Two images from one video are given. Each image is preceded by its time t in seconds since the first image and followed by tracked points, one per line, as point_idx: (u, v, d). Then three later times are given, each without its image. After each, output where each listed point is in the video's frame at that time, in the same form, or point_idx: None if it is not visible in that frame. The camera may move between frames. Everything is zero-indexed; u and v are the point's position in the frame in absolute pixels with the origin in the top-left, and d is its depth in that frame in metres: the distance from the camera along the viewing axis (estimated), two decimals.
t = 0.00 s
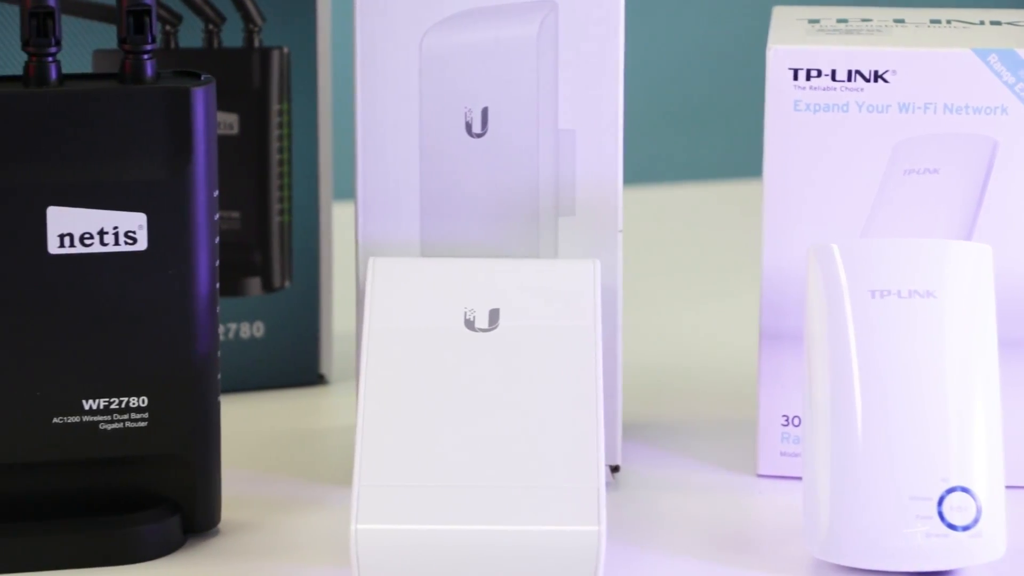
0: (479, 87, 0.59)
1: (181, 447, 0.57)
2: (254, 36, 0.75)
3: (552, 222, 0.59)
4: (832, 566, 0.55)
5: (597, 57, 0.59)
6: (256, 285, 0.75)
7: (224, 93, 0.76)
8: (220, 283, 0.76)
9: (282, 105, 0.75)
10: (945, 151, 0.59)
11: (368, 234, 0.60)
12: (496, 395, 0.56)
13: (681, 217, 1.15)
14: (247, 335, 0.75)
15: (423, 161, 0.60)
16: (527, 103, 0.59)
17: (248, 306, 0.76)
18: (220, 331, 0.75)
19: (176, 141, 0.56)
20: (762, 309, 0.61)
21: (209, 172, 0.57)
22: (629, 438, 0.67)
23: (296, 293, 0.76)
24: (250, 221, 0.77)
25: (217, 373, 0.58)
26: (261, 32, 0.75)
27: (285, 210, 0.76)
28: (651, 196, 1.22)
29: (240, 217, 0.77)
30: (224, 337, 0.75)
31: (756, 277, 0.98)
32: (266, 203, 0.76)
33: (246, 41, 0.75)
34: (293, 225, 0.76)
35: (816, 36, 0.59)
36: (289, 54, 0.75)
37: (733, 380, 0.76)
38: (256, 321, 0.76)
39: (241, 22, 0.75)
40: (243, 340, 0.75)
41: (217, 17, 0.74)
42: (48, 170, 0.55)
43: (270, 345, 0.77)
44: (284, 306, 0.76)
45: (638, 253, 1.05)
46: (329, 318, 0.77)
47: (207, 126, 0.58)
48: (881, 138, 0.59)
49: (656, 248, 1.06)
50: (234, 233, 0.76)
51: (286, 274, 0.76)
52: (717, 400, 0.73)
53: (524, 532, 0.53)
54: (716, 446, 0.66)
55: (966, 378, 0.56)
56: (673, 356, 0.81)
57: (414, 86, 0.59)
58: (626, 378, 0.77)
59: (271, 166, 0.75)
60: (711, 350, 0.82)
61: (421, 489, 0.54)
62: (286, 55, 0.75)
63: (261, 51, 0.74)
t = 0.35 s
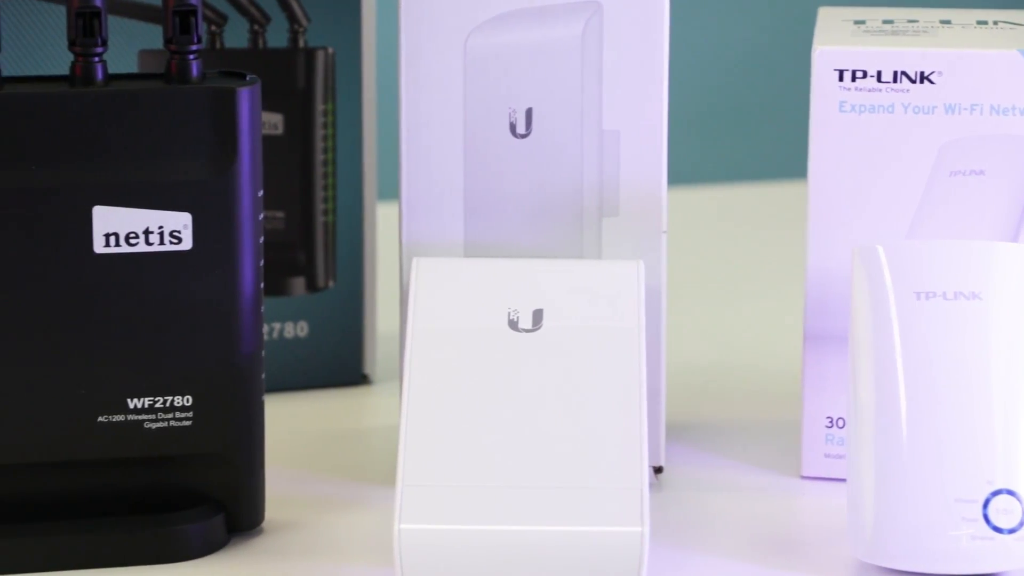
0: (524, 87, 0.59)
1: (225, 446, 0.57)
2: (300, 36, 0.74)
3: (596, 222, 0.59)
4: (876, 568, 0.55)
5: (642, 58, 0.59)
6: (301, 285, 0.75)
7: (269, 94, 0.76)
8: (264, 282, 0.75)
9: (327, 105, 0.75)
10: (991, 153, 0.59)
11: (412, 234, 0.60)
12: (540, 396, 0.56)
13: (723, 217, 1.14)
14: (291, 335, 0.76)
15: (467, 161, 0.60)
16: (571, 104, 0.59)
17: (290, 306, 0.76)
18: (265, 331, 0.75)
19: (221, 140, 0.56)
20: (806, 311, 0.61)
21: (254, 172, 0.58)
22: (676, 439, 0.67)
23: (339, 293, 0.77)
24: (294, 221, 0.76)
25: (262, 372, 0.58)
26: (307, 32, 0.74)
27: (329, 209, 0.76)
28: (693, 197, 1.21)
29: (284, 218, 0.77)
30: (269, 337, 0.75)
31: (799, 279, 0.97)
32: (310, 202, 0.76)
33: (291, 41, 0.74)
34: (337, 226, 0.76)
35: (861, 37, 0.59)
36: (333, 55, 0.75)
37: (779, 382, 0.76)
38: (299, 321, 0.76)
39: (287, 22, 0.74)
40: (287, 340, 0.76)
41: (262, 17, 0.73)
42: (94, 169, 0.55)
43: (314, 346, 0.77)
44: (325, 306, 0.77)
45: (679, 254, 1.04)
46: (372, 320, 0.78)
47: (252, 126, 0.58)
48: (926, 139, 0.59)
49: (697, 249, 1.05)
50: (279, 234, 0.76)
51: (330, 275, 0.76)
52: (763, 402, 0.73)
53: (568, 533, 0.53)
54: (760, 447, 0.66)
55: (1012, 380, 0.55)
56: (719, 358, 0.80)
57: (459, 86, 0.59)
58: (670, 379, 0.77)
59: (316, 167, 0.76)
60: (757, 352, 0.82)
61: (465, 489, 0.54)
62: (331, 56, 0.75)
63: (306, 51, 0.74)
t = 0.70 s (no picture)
0: (553, 83, 0.59)
1: (254, 440, 0.57)
2: (330, 31, 0.74)
3: (626, 217, 0.59)
4: (905, 565, 0.55)
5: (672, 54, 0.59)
6: (329, 279, 0.76)
7: (299, 89, 0.75)
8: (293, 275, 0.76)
9: (357, 99, 0.75)
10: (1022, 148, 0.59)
11: (441, 229, 0.60)
12: (569, 391, 0.56)
13: (752, 211, 1.14)
14: (320, 330, 0.76)
15: (496, 157, 0.60)
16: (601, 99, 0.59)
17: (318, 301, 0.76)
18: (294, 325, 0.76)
19: (251, 135, 0.56)
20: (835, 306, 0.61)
21: (283, 167, 0.58)
22: (707, 433, 0.67)
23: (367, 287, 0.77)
24: (323, 216, 0.76)
25: (291, 367, 0.58)
26: (337, 27, 0.74)
27: (358, 205, 0.76)
28: (722, 190, 1.21)
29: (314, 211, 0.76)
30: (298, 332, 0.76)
31: (828, 275, 0.97)
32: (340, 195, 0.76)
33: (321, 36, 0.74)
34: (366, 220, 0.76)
35: (893, 32, 0.59)
36: (363, 50, 0.75)
37: (809, 377, 0.76)
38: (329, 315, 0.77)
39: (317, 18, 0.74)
40: (316, 334, 0.76)
41: (293, 13, 0.73)
42: (125, 163, 0.55)
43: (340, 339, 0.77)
44: (353, 301, 0.77)
45: (707, 249, 1.04)
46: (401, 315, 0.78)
47: (282, 120, 0.58)
48: (957, 134, 0.59)
49: (725, 243, 1.05)
50: (308, 228, 0.76)
51: (359, 269, 0.76)
52: (794, 396, 0.73)
53: (597, 528, 0.53)
54: (790, 443, 0.66)
55: None
56: (750, 353, 0.80)
57: (489, 80, 0.59)
58: (700, 374, 0.77)
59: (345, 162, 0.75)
60: (787, 346, 0.82)
61: (494, 485, 0.54)
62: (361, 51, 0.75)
63: (337, 46, 0.74)
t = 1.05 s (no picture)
0: (587, 83, 0.59)
1: (288, 439, 0.58)
2: (364, 31, 0.74)
3: (659, 218, 0.59)
4: (939, 566, 0.55)
5: (705, 55, 0.58)
6: (363, 279, 0.76)
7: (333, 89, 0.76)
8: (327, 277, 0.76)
9: (391, 99, 0.75)
10: None
11: (474, 229, 0.60)
12: (603, 392, 0.56)
13: (783, 214, 1.14)
14: (354, 329, 0.76)
15: (530, 158, 0.60)
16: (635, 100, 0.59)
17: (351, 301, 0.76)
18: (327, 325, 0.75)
19: (285, 135, 0.56)
20: (868, 307, 0.61)
21: (318, 167, 0.58)
22: (742, 434, 0.67)
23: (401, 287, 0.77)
24: (357, 216, 0.76)
25: (324, 367, 0.58)
26: (371, 27, 0.74)
27: (392, 205, 0.76)
28: (753, 193, 1.21)
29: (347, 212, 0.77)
30: (331, 332, 0.76)
31: (860, 276, 0.97)
32: (374, 196, 0.76)
33: (355, 36, 0.74)
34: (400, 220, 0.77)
35: (927, 32, 0.59)
36: (397, 49, 0.75)
37: (842, 378, 0.76)
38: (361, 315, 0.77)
39: (351, 17, 0.74)
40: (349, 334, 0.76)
41: (326, 13, 0.74)
42: (160, 163, 0.56)
43: (371, 341, 0.77)
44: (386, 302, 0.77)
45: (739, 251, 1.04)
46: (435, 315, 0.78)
47: (316, 120, 0.58)
48: (992, 135, 0.59)
49: (757, 246, 1.05)
50: (341, 228, 0.76)
51: (393, 268, 0.76)
52: (828, 397, 0.73)
53: (631, 529, 0.53)
54: (824, 444, 0.66)
55: None
56: (784, 355, 0.80)
57: (523, 81, 0.59)
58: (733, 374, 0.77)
59: (379, 162, 0.76)
60: (822, 348, 0.81)
61: (528, 485, 0.54)
62: (395, 50, 0.75)
63: (371, 46, 0.74)
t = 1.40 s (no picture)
0: (622, 86, 0.59)
1: (321, 442, 0.58)
2: (398, 35, 0.74)
3: (694, 222, 0.59)
4: (973, 572, 0.55)
5: (740, 58, 0.58)
6: (397, 283, 0.76)
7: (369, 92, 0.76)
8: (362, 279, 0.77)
9: (425, 103, 0.75)
10: None
11: (508, 233, 0.60)
12: (638, 396, 0.56)
13: (813, 219, 1.14)
14: (388, 332, 0.76)
15: (564, 160, 0.60)
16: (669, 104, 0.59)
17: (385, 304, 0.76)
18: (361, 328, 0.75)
19: (320, 139, 0.56)
20: (904, 312, 0.61)
21: (352, 170, 0.58)
22: (776, 438, 0.67)
23: (435, 290, 0.77)
24: (391, 220, 0.77)
25: (358, 370, 0.58)
26: (405, 30, 0.75)
27: (426, 209, 0.77)
28: (784, 197, 1.21)
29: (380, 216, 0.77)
30: (365, 334, 0.76)
31: (893, 281, 0.97)
32: (408, 202, 0.77)
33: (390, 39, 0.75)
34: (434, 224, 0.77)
35: (963, 37, 0.59)
36: (431, 54, 0.75)
37: (878, 383, 0.76)
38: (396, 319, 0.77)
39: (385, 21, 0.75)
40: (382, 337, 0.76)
41: (361, 16, 0.73)
42: (195, 165, 0.56)
43: (406, 345, 0.77)
44: (420, 306, 0.77)
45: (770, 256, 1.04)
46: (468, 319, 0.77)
47: (351, 123, 0.58)
48: None
49: (788, 250, 1.05)
50: (375, 232, 0.77)
51: (426, 273, 0.76)
52: (865, 402, 0.73)
53: (664, 534, 0.53)
54: (860, 449, 0.66)
55: None
56: (817, 359, 0.80)
57: (557, 84, 0.59)
58: (769, 379, 0.77)
59: (414, 166, 0.76)
60: (855, 352, 0.81)
61: (561, 488, 0.54)
62: (429, 54, 0.75)
63: (404, 50, 0.74)
